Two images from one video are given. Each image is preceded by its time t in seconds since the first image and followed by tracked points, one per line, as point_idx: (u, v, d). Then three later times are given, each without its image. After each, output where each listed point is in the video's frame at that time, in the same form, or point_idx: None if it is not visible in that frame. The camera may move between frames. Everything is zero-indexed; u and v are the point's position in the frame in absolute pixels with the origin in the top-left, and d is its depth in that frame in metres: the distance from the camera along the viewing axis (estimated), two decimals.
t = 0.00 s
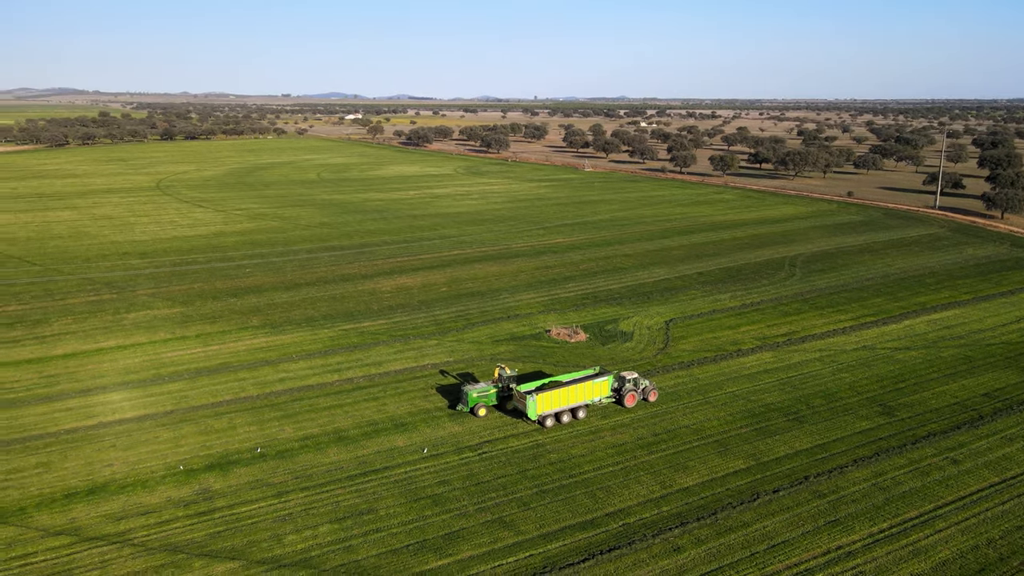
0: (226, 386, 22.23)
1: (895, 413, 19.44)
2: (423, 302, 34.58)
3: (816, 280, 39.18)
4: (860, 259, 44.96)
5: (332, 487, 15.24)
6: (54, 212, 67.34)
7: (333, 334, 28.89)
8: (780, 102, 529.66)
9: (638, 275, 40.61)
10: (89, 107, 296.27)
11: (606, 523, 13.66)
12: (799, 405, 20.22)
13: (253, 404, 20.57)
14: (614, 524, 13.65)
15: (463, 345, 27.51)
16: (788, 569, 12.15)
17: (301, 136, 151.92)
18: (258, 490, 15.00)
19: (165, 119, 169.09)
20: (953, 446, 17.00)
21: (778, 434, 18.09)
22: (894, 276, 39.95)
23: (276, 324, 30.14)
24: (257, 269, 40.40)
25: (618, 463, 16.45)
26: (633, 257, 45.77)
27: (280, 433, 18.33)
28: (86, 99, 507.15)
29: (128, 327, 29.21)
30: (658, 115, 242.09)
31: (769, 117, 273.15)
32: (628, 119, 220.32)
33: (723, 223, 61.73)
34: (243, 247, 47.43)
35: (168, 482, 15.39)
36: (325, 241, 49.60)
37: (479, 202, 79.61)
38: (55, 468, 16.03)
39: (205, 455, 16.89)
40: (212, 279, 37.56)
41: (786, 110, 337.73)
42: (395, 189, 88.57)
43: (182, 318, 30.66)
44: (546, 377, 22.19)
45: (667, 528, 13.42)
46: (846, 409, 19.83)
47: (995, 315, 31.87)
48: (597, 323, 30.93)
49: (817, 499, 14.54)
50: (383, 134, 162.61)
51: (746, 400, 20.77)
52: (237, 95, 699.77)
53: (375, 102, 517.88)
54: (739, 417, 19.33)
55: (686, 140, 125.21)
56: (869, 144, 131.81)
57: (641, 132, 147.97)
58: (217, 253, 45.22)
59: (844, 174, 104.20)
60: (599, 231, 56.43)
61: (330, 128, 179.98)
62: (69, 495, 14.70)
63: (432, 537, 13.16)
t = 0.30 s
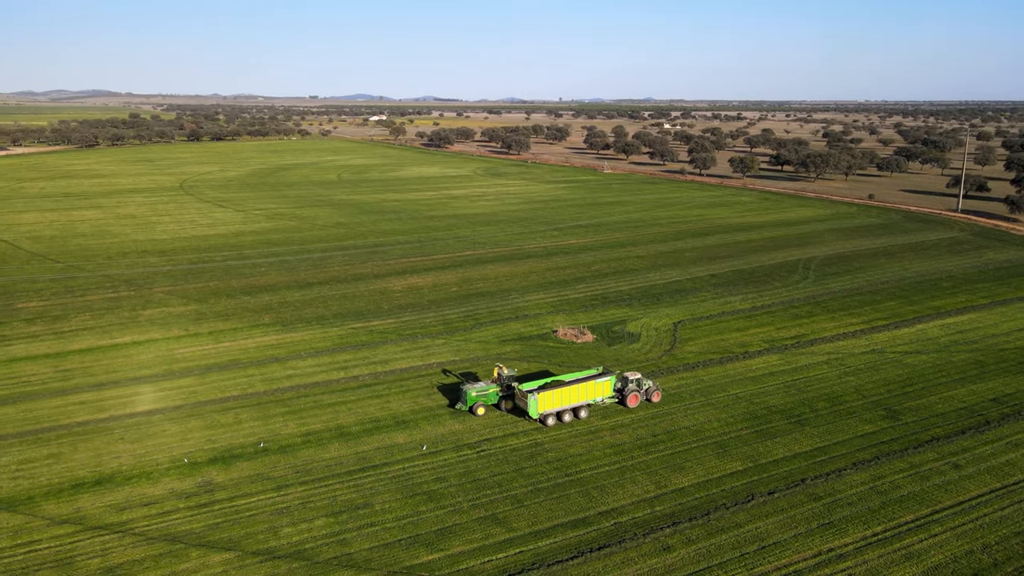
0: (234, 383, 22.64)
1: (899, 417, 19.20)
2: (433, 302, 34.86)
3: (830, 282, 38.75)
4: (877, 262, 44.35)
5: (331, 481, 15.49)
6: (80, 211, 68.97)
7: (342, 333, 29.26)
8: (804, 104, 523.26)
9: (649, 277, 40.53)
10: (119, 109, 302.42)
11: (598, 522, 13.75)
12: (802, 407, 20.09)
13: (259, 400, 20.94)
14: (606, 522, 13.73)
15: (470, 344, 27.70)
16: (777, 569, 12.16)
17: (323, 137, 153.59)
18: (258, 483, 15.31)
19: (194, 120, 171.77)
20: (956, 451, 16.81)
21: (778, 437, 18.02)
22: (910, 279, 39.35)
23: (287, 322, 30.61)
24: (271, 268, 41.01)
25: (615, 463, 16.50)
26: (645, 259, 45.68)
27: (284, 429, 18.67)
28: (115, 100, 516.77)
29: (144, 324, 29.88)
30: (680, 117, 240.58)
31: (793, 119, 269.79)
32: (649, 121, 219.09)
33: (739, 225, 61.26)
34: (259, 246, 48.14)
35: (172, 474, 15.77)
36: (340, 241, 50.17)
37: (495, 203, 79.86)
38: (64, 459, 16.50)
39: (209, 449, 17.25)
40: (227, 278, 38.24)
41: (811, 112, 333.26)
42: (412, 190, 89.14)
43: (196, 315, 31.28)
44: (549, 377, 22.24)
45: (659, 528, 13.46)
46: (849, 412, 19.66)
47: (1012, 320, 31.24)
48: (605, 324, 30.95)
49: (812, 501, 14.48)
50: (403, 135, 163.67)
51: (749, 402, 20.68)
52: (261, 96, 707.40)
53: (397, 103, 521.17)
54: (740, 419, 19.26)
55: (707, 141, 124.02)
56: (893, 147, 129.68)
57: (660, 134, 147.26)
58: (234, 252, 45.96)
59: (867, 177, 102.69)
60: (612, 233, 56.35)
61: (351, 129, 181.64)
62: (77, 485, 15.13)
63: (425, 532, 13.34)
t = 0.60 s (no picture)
0: (241, 378, 23.05)
1: (902, 420, 19.01)
2: (441, 301, 35.11)
3: (842, 283, 38.35)
4: (892, 264, 43.75)
5: (328, 475, 15.75)
6: (103, 209, 70.36)
7: (350, 330, 29.61)
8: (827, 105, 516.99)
9: (659, 278, 40.43)
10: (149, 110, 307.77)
11: (590, 519, 13.84)
12: (803, 409, 19.95)
13: (264, 395, 21.30)
14: (597, 520, 13.83)
15: (475, 343, 27.89)
16: (764, 569, 12.18)
17: (342, 138, 154.89)
18: (257, 476, 15.61)
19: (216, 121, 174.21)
20: (957, 454, 16.63)
21: (777, 438, 17.96)
22: (925, 281, 38.77)
23: (296, 320, 31.04)
24: (284, 266, 41.61)
25: (611, 462, 16.56)
26: (656, 259, 45.58)
27: (287, 424, 19.00)
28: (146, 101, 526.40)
29: (158, 320, 30.52)
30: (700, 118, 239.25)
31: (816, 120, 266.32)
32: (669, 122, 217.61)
33: (753, 226, 60.79)
34: (273, 245, 48.79)
35: (175, 466, 16.13)
36: (353, 241, 50.68)
37: (510, 203, 80.03)
38: (72, 450, 16.96)
39: (213, 442, 17.62)
40: (241, 276, 38.87)
41: (835, 112, 328.56)
42: (428, 191, 89.62)
43: (208, 312, 31.85)
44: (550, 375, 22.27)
45: (649, 526, 13.53)
46: (851, 415, 19.51)
47: None
48: (612, 324, 30.97)
49: (806, 503, 14.42)
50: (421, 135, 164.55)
51: (750, 403, 20.59)
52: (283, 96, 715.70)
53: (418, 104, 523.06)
54: (740, 420, 19.20)
55: (725, 142, 123.14)
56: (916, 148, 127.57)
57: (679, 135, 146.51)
58: (248, 250, 46.65)
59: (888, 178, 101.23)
60: (625, 233, 56.22)
61: (371, 130, 182.88)
62: (82, 476, 15.55)
63: (417, 526, 13.53)
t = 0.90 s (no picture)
0: (248, 373, 23.48)
1: (903, 422, 18.85)
2: (449, 299, 35.37)
3: (853, 284, 37.97)
4: (906, 265, 43.22)
5: (326, 468, 16.03)
6: (124, 207, 71.63)
7: (357, 328, 29.96)
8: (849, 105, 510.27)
9: (668, 278, 40.38)
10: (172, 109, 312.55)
11: (580, 516, 13.96)
12: (803, 410, 19.87)
13: (268, 391, 21.66)
14: (587, 516, 13.94)
15: (480, 341, 28.10)
16: (750, 567, 12.23)
17: (360, 138, 155.91)
18: (257, 468, 15.95)
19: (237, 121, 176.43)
20: (955, 457, 16.50)
21: (774, 438, 17.94)
22: (938, 283, 38.25)
23: (305, 316, 31.47)
24: (296, 264, 42.13)
25: (605, 460, 16.65)
26: (666, 259, 45.48)
27: (289, 418, 19.33)
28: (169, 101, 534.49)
29: (170, 316, 31.12)
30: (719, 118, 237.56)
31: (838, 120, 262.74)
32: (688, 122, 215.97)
33: (767, 227, 60.32)
34: (286, 243, 49.44)
35: (177, 458, 16.51)
36: (365, 239, 51.16)
37: (523, 203, 80.18)
38: (80, 441, 17.41)
39: (215, 435, 17.97)
40: (253, 273, 39.46)
41: (859, 112, 323.56)
42: (442, 190, 90.05)
43: (219, 308, 32.41)
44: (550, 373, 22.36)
45: (638, 523, 13.62)
46: (851, 416, 19.40)
47: None
48: (617, 323, 31.02)
49: (797, 503, 14.41)
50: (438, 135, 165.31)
51: (750, 403, 20.54)
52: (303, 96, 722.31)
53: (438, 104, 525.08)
54: (738, 420, 19.18)
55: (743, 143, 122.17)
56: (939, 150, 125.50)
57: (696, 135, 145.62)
58: (262, 247, 47.32)
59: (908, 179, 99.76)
60: (637, 233, 56.12)
61: (389, 130, 183.89)
62: (88, 466, 16.01)
63: (409, 519, 13.74)
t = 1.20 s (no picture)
0: (256, 368, 23.90)
1: (905, 424, 18.68)
2: (458, 298, 35.61)
3: (865, 286, 37.56)
4: (921, 267, 42.63)
5: (325, 462, 16.30)
6: (145, 205, 72.95)
7: (365, 325, 30.32)
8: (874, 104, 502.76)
9: (678, 278, 40.26)
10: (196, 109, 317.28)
11: (571, 512, 14.07)
12: (805, 411, 19.76)
13: (274, 386, 22.03)
14: (578, 513, 14.06)
15: (486, 340, 28.28)
16: (737, 566, 12.27)
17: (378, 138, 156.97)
18: (258, 461, 16.29)
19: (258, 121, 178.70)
20: (955, 460, 16.34)
21: (773, 439, 17.89)
22: (954, 286, 37.67)
23: (314, 313, 31.88)
24: (309, 262, 42.66)
25: (601, 458, 16.73)
26: (677, 260, 45.35)
27: (293, 413, 19.67)
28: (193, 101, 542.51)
29: (184, 312, 31.73)
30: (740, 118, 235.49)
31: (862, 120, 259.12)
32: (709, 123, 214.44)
33: (782, 228, 59.79)
34: (301, 241, 50.06)
35: (182, 450, 16.91)
36: (378, 238, 51.64)
37: (538, 203, 80.29)
38: (89, 432, 17.89)
39: (219, 429, 18.35)
40: (266, 271, 40.04)
41: (882, 113, 317.62)
42: (458, 189, 90.41)
43: (231, 305, 32.96)
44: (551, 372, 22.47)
45: (629, 520, 13.71)
46: (853, 418, 19.26)
47: None
48: (624, 323, 31.02)
49: (790, 503, 14.39)
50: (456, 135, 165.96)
51: (751, 404, 20.46)
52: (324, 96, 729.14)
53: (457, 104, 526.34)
54: (738, 420, 19.13)
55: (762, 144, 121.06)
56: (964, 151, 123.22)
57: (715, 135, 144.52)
58: (276, 245, 47.96)
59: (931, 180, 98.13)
60: (650, 233, 55.97)
61: (407, 130, 184.91)
62: (96, 456, 16.46)
63: (403, 513, 13.97)
